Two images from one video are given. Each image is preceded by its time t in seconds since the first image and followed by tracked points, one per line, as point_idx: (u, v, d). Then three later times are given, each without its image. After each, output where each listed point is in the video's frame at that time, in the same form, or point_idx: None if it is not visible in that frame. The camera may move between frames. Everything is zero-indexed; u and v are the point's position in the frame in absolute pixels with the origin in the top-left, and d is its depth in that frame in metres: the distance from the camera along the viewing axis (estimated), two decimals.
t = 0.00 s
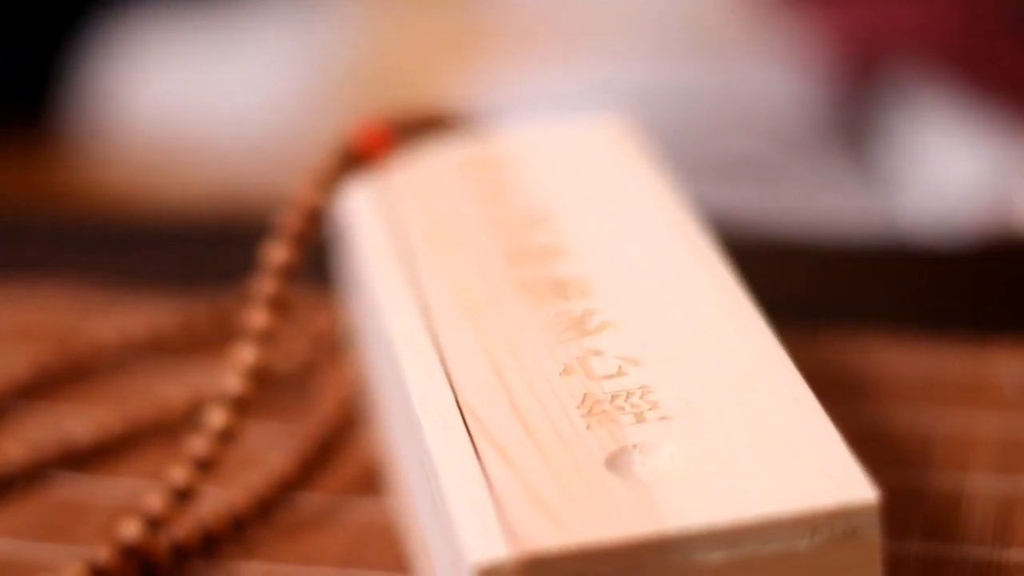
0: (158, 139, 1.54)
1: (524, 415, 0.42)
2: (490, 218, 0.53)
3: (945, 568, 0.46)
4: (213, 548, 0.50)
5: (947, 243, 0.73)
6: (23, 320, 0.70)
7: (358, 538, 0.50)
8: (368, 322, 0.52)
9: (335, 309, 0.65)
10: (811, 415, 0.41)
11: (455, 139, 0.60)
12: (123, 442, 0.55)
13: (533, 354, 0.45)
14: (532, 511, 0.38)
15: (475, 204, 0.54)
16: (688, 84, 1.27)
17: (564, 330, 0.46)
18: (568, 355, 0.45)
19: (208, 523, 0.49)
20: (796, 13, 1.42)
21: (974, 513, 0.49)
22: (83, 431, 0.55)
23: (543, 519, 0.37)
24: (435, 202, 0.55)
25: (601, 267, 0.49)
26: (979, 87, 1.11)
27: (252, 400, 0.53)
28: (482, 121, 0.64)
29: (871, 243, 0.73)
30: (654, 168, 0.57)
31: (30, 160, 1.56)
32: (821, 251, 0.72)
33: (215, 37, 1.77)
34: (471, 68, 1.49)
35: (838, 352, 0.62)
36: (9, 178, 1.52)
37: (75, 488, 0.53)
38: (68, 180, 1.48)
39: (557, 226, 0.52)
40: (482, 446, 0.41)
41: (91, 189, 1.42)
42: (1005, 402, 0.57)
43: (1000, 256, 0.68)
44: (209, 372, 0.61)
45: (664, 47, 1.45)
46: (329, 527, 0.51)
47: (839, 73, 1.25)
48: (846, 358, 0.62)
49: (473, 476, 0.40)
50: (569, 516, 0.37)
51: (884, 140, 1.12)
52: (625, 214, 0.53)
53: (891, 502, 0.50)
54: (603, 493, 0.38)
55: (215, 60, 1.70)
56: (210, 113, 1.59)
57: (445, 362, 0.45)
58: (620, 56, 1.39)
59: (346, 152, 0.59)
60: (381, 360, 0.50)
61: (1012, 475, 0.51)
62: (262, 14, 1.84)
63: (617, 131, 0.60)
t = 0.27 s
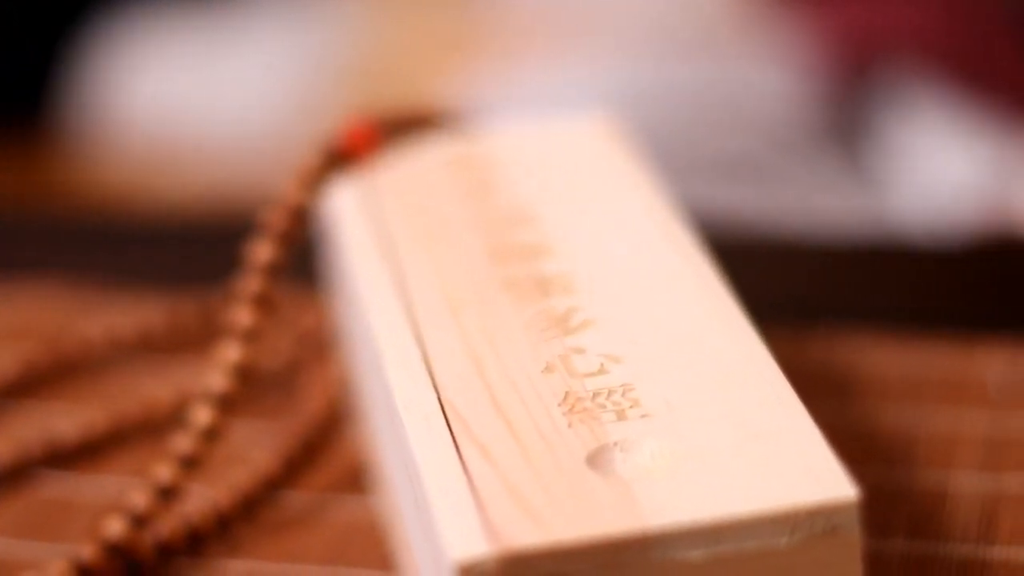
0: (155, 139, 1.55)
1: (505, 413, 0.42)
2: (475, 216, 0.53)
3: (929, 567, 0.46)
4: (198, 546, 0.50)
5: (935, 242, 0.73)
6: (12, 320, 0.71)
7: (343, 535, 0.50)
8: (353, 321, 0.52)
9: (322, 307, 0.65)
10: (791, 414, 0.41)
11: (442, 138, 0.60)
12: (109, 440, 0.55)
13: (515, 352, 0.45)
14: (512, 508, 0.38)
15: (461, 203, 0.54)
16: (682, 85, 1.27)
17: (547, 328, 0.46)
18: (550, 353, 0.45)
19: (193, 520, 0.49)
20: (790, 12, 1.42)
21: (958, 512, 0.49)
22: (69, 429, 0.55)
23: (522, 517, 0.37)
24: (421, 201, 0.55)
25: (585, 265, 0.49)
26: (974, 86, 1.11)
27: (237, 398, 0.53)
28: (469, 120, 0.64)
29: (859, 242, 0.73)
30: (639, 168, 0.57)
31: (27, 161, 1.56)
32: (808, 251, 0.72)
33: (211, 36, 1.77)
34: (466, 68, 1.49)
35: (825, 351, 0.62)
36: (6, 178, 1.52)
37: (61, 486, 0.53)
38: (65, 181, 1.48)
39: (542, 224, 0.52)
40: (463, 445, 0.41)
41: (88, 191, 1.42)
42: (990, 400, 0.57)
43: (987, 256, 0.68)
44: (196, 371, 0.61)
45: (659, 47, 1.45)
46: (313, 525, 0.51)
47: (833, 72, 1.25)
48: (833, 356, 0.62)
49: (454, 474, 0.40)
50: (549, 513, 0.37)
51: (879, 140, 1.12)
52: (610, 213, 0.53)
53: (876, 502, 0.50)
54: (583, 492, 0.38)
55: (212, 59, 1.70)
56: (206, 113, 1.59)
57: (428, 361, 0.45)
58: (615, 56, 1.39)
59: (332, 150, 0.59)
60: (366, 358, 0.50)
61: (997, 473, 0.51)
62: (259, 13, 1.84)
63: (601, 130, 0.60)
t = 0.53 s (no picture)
0: (153, 139, 1.55)
1: (492, 410, 0.42)
2: (465, 215, 0.53)
3: (917, 566, 0.46)
4: (188, 545, 0.50)
5: (927, 241, 0.73)
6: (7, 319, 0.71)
7: (332, 534, 0.50)
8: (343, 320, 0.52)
9: (314, 306, 0.65)
10: (778, 412, 0.41)
11: (433, 138, 0.60)
12: (100, 439, 0.56)
13: (503, 350, 0.45)
14: (498, 506, 0.38)
15: (451, 202, 0.54)
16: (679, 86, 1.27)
17: (535, 326, 0.46)
18: (538, 351, 0.45)
19: (183, 519, 0.49)
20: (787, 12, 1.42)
21: (947, 511, 0.49)
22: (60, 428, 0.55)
23: (508, 515, 0.37)
24: (411, 201, 0.55)
25: (574, 264, 0.49)
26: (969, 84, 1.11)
27: (226, 397, 0.53)
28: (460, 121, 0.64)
29: (851, 241, 0.73)
30: (629, 168, 0.57)
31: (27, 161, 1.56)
32: (800, 250, 0.72)
33: (210, 36, 1.77)
34: (461, 67, 1.49)
35: (816, 350, 0.62)
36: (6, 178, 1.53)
37: (52, 485, 0.53)
38: (64, 181, 1.48)
39: (532, 224, 0.52)
40: (449, 443, 0.41)
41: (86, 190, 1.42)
42: (980, 400, 0.57)
43: (978, 256, 0.69)
44: (187, 371, 0.61)
45: (655, 46, 1.45)
46: (303, 523, 0.51)
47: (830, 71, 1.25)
48: (823, 356, 0.62)
49: (441, 473, 0.40)
50: (535, 511, 0.37)
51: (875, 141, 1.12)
52: (600, 213, 0.53)
53: (864, 501, 0.50)
54: (569, 490, 0.38)
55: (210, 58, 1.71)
56: (204, 112, 1.59)
57: (416, 359, 0.45)
58: (612, 56, 1.39)
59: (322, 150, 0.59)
60: (355, 357, 0.50)
61: (986, 472, 0.51)
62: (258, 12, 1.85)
63: (591, 130, 0.60)
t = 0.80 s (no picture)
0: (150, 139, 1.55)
1: (475, 408, 0.42)
2: (451, 215, 0.53)
3: (901, 564, 0.46)
4: (174, 543, 0.50)
5: (916, 240, 0.73)
6: None
7: (318, 531, 0.50)
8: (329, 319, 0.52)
9: (302, 305, 0.65)
10: (761, 409, 0.41)
11: (421, 138, 0.60)
12: (87, 438, 0.56)
13: (486, 348, 0.45)
14: (479, 504, 0.37)
15: (437, 202, 0.54)
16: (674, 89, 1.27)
17: (519, 325, 0.46)
18: (522, 349, 0.45)
19: (169, 517, 0.49)
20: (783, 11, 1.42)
21: (933, 509, 0.49)
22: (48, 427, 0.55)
23: (489, 513, 0.37)
24: (398, 200, 0.55)
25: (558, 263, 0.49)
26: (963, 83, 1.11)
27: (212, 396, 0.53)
28: (448, 121, 0.64)
29: (841, 240, 0.73)
30: (616, 167, 0.57)
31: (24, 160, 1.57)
32: (790, 250, 0.72)
33: (206, 34, 1.77)
34: (455, 66, 1.49)
35: (805, 350, 0.62)
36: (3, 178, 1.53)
37: (38, 483, 0.53)
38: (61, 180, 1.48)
39: (518, 222, 0.52)
40: (431, 441, 0.41)
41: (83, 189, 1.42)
42: (967, 398, 0.57)
43: (967, 256, 0.69)
44: (175, 370, 0.61)
45: (647, 45, 1.45)
46: (288, 521, 0.51)
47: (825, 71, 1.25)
48: (811, 355, 0.62)
49: (423, 471, 0.39)
50: (517, 509, 0.37)
51: (869, 142, 1.12)
52: (586, 211, 0.53)
53: (849, 500, 0.50)
54: (551, 488, 0.38)
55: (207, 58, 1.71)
56: (201, 110, 1.59)
57: (400, 357, 0.45)
58: (605, 55, 1.39)
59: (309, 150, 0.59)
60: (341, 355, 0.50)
61: (972, 470, 0.51)
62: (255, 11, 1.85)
63: (578, 130, 0.60)
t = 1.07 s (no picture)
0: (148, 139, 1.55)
1: (457, 405, 0.42)
2: (437, 214, 0.53)
3: (885, 561, 0.45)
4: (159, 541, 0.50)
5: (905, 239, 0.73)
6: None
7: (302, 529, 0.50)
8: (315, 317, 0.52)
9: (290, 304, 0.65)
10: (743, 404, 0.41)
11: (408, 138, 0.61)
12: (75, 436, 0.56)
13: (469, 346, 0.45)
14: (460, 500, 0.37)
15: (423, 201, 0.55)
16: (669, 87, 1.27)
17: (503, 323, 0.46)
18: (505, 347, 0.45)
19: (154, 515, 0.49)
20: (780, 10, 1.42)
21: (918, 508, 0.49)
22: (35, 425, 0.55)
23: (469, 510, 0.36)
24: (384, 200, 0.55)
25: (542, 261, 0.50)
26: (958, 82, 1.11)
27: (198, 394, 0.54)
28: (436, 121, 0.64)
29: (830, 239, 0.73)
30: (602, 166, 0.57)
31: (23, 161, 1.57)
32: (779, 249, 0.72)
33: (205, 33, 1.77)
34: (452, 65, 1.49)
35: (792, 349, 0.62)
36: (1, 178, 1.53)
37: (25, 481, 0.53)
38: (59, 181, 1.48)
39: (503, 221, 0.52)
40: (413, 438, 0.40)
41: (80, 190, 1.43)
42: (953, 396, 0.57)
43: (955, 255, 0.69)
44: (163, 368, 0.61)
45: (642, 45, 1.45)
46: (273, 519, 0.51)
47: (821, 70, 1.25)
48: (799, 354, 0.62)
49: (404, 469, 0.39)
50: (498, 507, 0.36)
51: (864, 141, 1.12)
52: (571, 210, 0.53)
53: (834, 499, 0.50)
54: (531, 485, 0.37)
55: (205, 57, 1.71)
56: (198, 109, 1.59)
57: (383, 355, 0.45)
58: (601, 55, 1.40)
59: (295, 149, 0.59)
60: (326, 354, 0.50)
61: (957, 468, 0.51)
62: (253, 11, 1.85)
63: (564, 130, 0.60)
